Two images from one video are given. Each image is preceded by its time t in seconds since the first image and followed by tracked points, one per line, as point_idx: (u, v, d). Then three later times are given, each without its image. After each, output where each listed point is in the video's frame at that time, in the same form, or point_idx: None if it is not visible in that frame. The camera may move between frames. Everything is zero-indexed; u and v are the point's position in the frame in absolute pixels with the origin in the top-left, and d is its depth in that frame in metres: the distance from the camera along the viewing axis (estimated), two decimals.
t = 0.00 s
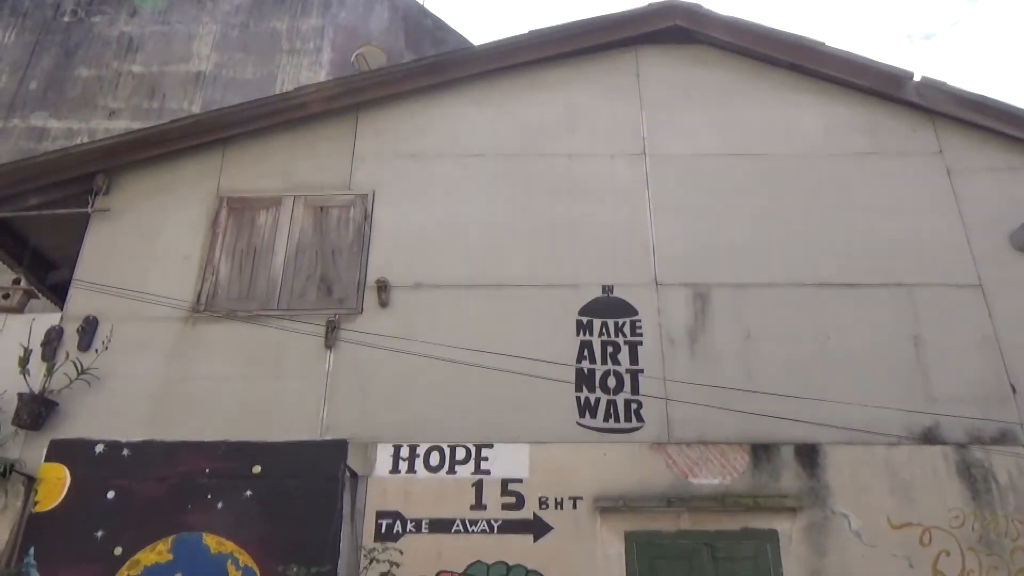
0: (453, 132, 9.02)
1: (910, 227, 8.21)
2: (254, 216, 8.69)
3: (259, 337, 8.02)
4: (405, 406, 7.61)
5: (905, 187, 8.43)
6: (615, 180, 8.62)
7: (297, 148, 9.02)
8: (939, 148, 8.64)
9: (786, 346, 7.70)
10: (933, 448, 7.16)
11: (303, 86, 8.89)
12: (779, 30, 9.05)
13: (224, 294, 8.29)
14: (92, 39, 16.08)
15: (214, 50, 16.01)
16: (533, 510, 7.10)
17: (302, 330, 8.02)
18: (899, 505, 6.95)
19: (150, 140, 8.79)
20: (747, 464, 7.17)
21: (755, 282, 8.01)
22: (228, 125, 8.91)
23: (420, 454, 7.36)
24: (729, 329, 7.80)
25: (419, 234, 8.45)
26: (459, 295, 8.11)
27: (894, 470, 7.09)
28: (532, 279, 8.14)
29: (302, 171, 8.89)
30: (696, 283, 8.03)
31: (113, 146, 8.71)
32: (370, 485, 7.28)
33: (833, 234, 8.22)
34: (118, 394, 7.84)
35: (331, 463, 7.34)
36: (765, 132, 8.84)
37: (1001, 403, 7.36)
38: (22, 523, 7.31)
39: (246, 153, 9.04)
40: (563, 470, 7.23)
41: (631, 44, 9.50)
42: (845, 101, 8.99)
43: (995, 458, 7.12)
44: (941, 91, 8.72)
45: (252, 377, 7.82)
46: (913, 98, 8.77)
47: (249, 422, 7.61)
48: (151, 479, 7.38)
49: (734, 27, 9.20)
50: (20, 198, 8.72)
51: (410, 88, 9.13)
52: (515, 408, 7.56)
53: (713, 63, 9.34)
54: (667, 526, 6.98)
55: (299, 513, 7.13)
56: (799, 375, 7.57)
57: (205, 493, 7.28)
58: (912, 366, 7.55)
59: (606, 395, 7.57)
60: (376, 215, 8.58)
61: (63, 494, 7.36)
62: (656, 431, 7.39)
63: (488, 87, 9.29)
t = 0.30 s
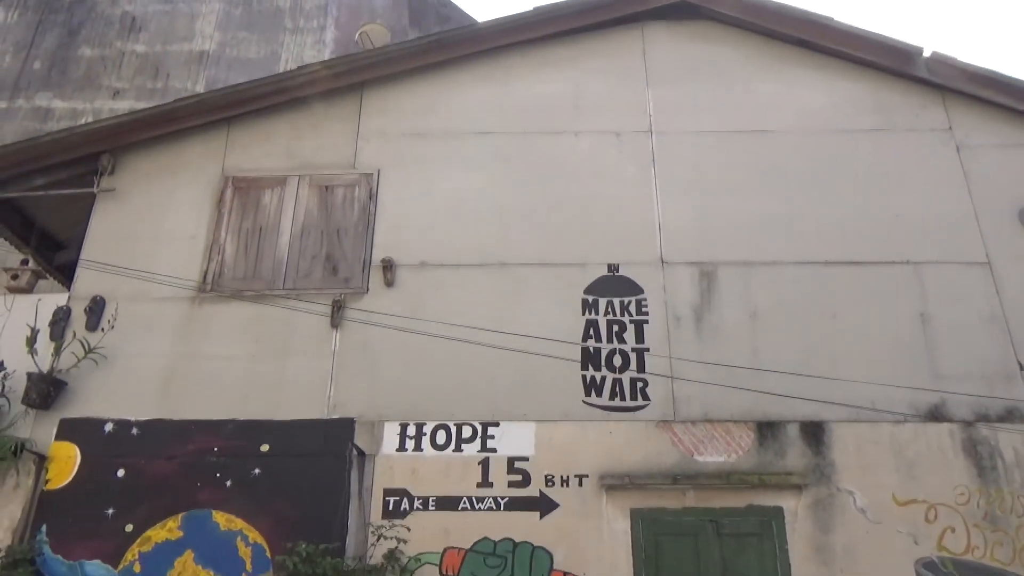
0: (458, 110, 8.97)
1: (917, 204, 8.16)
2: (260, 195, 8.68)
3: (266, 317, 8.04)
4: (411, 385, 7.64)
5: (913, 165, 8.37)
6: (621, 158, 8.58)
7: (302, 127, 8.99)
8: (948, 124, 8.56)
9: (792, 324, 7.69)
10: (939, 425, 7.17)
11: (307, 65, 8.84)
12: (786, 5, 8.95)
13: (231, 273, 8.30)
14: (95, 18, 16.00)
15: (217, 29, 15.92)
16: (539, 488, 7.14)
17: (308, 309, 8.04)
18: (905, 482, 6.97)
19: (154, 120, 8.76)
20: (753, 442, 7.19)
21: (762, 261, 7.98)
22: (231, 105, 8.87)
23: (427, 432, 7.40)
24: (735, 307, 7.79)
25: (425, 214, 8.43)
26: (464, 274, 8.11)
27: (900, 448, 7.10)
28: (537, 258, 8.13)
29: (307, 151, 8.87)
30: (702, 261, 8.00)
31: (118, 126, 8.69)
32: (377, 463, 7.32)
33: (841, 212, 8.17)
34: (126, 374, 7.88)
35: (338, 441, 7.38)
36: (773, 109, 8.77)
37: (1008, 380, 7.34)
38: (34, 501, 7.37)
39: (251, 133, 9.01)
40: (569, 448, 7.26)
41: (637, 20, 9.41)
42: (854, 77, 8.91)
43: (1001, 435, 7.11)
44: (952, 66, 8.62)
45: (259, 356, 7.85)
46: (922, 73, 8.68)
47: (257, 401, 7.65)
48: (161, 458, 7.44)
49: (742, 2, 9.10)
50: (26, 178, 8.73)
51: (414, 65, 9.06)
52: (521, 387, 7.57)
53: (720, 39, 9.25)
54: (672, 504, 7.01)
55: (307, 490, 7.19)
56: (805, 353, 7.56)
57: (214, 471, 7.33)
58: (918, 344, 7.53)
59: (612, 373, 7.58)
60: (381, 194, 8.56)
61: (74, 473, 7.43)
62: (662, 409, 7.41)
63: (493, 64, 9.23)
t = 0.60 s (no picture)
0: (462, 92, 8.92)
1: (925, 183, 8.11)
2: (264, 179, 8.67)
3: (272, 300, 8.06)
4: (418, 367, 7.65)
5: (921, 143, 8.30)
6: (626, 139, 8.54)
7: (306, 110, 8.96)
8: (957, 102, 8.48)
9: (799, 304, 7.67)
10: (946, 404, 7.15)
11: (310, 47, 8.80)
12: None
13: (236, 257, 8.31)
14: (97, 2, 15.94)
15: (219, 12, 15.84)
16: (546, 469, 7.16)
17: (314, 292, 8.05)
18: (911, 461, 6.97)
19: (158, 104, 8.74)
20: (759, 422, 7.20)
21: (768, 241, 7.95)
22: (235, 88, 8.84)
23: (434, 414, 7.43)
24: (741, 288, 7.77)
25: (429, 196, 8.41)
26: (470, 257, 8.10)
27: (907, 427, 7.09)
28: (543, 240, 8.12)
29: (311, 134, 8.84)
30: (708, 242, 7.98)
31: (121, 111, 8.68)
32: (385, 445, 7.36)
33: (848, 191, 8.12)
34: (134, 358, 7.92)
35: (345, 424, 7.42)
36: (779, 88, 8.70)
37: (1015, 359, 7.31)
38: (46, 484, 7.43)
39: (255, 116, 8.99)
40: (575, 429, 7.28)
41: None
42: (861, 54, 8.82)
43: (1008, 414, 7.10)
44: (961, 43, 8.53)
45: (266, 340, 7.88)
46: (931, 50, 8.60)
47: (265, 384, 7.68)
48: (170, 440, 7.49)
49: None
50: (31, 164, 8.73)
51: (418, 46, 9.01)
52: (527, 369, 7.58)
53: (726, 17, 9.16)
54: (679, 484, 7.03)
55: (316, 472, 7.23)
56: (811, 333, 7.55)
57: (223, 454, 7.38)
58: (925, 324, 7.51)
59: (618, 354, 7.58)
60: (386, 176, 8.54)
61: (84, 456, 7.49)
62: (668, 390, 7.41)
63: (497, 45, 9.17)
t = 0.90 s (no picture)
0: (466, 75, 8.88)
1: (933, 164, 8.05)
2: (269, 164, 8.66)
3: (278, 285, 8.08)
4: (424, 351, 7.67)
5: (929, 124, 8.24)
6: (631, 122, 8.49)
7: (310, 94, 8.93)
8: (965, 82, 8.41)
9: (805, 287, 7.65)
10: (952, 386, 7.15)
11: (313, 30, 8.76)
12: None
13: (242, 242, 8.32)
14: None
15: None
16: (552, 452, 7.19)
17: (320, 277, 8.06)
18: (917, 443, 6.98)
19: (162, 89, 8.72)
20: (765, 404, 7.20)
21: (774, 224, 7.91)
22: (239, 73, 8.81)
23: (440, 398, 7.45)
24: (747, 270, 7.75)
25: (434, 180, 8.39)
26: (475, 241, 8.10)
27: (913, 409, 7.09)
28: (548, 223, 8.10)
29: (316, 118, 8.82)
30: (714, 225, 7.95)
31: (125, 96, 8.66)
32: (391, 429, 7.39)
33: (855, 173, 8.08)
34: (141, 343, 7.95)
35: (352, 408, 7.45)
36: (785, 69, 8.63)
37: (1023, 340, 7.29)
38: (56, 468, 7.49)
39: (259, 100, 8.96)
40: (581, 412, 7.30)
41: None
42: (869, 34, 8.74)
43: (1015, 396, 7.09)
44: (969, 22, 8.45)
45: (272, 325, 7.90)
46: (939, 30, 8.52)
47: (272, 369, 7.71)
48: (178, 424, 7.54)
49: None
50: (36, 149, 8.73)
51: (422, 29, 8.96)
52: (533, 352, 7.60)
53: None
54: (685, 466, 7.05)
55: (323, 456, 7.28)
56: (817, 316, 7.53)
57: (231, 438, 7.43)
58: (932, 306, 7.49)
59: (624, 338, 7.58)
60: (391, 161, 8.52)
61: (93, 440, 7.55)
62: (674, 373, 7.42)
63: (501, 27, 9.11)
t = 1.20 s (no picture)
0: (470, 58, 8.84)
1: (940, 148, 8.00)
2: (273, 148, 8.64)
3: (283, 269, 8.09)
4: (428, 336, 7.69)
5: (936, 106, 8.18)
6: (636, 105, 8.45)
7: (314, 77, 8.90)
8: (973, 64, 8.34)
9: (810, 271, 7.63)
10: (957, 370, 7.14)
11: (317, 14, 8.71)
12: None
13: (247, 227, 8.32)
14: None
15: None
16: (557, 436, 7.21)
17: (324, 262, 8.07)
18: (922, 428, 6.98)
19: (165, 73, 8.69)
20: (769, 389, 7.21)
21: (779, 209, 7.88)
22: (241, 56, 8.77)
23: (444, 382, 7.47)
24: (752, 255, 7.74)
25: (438, 164, 8.37)
26: (479, 225, 8.08)
27: (917, 394, 7.09)
28: (552, 208, 8.08)
29: (319, 102, 8.79)
30: (719, 209, 7.92)
31: (129, 80, 8.63)
32: (396, 413, 7.42)
33: (861, 157, 8.03)
34: (147, 327, 7.98)
35: (357, 392, 7.48)
36: (792, 52, 8.57)
37: None
38: (64, 452, 7.54)
39: (262, 84, 8.93)
40: (585, 397, 7.32)
41: None
42: (876, 16, 8.66)
43: (1020, 380, 7.08)
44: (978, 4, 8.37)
45: (277, 309, 7.92)
46: (947, 12, 8.44)
47: (277, 353, 7.74)
48: (184, 409, 7.58)
49: None
50: (41, 134, 8.73)
51: (425, 12, 8.91)
52: (537, 337, 7.60)
53: None
54: (689, 450, 7.06)
55: (328, 440, 7.31)
56: (822, 301, 7.52)
57: (237, 422, 7.46)
58: (938, 290, 7.47)
59: (628, 323, 7.58)
60: (395, 145, 8.50)
61: (100, 424, 7.59)
62: (678, 358, 7.42)
63: (505, 10, 9.06)
